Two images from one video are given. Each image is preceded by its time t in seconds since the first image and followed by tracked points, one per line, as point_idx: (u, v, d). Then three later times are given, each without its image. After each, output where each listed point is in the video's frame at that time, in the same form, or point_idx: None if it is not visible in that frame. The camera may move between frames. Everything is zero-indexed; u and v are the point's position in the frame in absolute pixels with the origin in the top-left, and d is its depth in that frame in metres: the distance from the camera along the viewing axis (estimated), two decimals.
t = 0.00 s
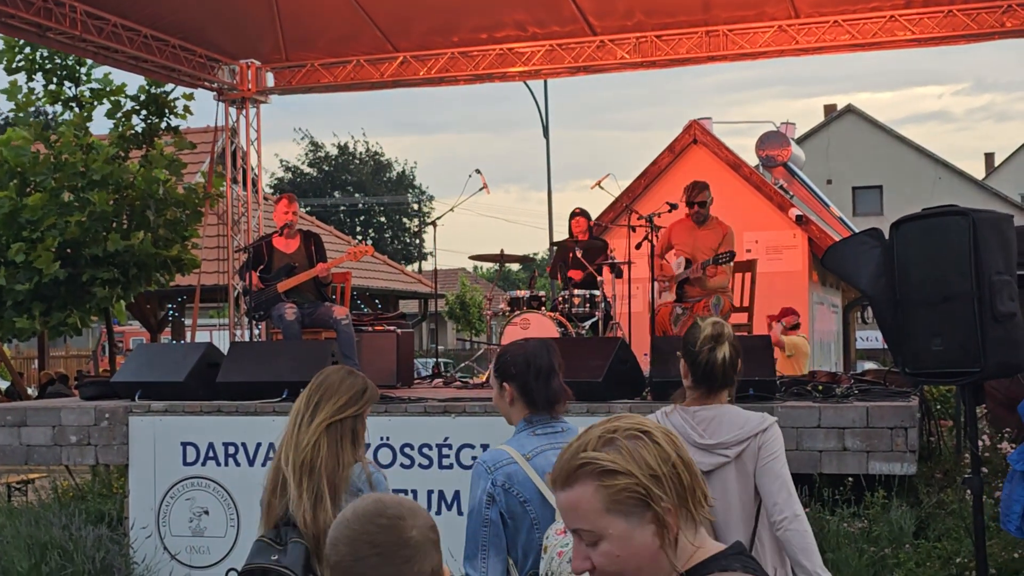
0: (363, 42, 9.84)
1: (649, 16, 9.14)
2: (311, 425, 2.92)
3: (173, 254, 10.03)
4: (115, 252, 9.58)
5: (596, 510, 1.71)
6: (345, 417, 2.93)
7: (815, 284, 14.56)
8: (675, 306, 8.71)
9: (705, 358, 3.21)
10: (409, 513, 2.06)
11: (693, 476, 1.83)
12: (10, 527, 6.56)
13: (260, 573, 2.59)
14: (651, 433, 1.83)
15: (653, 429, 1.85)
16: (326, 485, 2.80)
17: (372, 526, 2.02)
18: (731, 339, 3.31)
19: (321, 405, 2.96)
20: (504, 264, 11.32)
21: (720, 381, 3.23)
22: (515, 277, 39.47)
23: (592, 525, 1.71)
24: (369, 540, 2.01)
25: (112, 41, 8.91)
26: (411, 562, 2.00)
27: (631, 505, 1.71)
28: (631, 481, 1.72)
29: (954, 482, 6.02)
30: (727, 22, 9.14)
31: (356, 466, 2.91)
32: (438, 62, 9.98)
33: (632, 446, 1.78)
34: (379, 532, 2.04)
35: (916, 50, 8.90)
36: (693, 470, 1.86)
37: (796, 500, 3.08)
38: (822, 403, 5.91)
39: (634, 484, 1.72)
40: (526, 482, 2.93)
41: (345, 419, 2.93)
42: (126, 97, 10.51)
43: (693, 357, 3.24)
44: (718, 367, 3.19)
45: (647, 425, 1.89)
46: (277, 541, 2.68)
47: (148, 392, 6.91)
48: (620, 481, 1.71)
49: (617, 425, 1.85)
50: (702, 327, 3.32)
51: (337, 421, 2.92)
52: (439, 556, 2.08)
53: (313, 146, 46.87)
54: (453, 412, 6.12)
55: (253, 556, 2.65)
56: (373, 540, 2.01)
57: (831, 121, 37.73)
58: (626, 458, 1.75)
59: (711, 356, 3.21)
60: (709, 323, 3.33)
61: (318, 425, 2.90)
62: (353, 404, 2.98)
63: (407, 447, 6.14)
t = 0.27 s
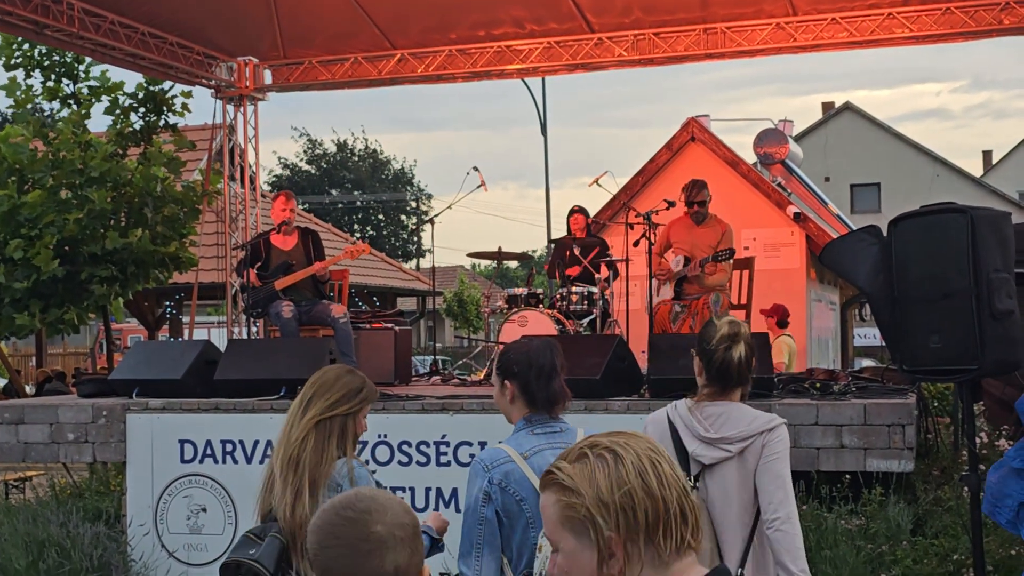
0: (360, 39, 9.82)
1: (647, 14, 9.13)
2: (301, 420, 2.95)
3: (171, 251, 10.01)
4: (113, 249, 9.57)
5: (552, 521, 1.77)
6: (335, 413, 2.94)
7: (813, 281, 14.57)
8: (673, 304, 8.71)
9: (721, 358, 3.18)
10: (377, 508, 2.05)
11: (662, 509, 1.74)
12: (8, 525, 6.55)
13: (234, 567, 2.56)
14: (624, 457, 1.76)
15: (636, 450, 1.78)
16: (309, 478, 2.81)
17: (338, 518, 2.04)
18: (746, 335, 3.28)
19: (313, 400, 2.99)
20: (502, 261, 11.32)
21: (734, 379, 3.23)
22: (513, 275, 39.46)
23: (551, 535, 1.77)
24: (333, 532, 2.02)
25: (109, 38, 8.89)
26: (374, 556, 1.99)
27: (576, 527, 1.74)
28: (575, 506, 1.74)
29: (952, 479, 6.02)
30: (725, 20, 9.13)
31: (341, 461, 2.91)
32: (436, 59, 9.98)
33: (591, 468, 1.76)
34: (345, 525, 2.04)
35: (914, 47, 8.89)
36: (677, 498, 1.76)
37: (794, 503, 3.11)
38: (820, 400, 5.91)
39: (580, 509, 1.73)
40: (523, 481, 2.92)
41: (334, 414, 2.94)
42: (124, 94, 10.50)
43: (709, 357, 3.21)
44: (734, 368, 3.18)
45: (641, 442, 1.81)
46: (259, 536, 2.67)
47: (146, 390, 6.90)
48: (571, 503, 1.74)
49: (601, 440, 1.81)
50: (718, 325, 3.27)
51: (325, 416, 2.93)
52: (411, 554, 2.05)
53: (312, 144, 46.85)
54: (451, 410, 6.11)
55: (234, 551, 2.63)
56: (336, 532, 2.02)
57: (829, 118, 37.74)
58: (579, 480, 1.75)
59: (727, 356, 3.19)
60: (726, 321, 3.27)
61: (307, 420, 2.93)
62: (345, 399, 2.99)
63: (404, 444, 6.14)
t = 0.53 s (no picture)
0: (358, 37, 9.82)
1: (645, 12, 9.13)
2: (299, 427, 2.95)
3: (170, 250, 10.00)
4: (111, 247, 9.56)
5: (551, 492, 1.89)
6: (333, 417, 2.96)
7: (811, 279, 14.57)
8: (672, 301, 8.71)
9: (725, 353, 3.19)
10: (371, 501, 2.08)
11: (632, 505, 1.78)
12: (6, 523, 6.55)
13: (256, 569, 2.52)
14: (604, 446, 1.82)
15: (621, 440, 1.82)
16: (314, 483, 2.82)
17: (332, 510, 2.07)
18: (748, 329, 3.28)
19: (309, 407, 3.00)
20: (500, 259, 11.32)
21: (739, 374, 3.22)
22: (511, 273, 39.45)
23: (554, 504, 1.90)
24: (327, 521, 2.07)
25: (107, 36, 8.89)
26: (364, 546, 2.01)
27: (556, 498, 1.86)
28: (556, 479, 1.86)
29: (950, 477, 6.03)
30: (722, 18, 9.14)
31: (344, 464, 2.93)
32: (434, 58, 9.98)
33: (572, 447, 1.85)
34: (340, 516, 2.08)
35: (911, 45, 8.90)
36: (656, 497, 1.78)
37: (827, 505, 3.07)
38: (818, 398, 5.92)
39: (560, 488, 1.84)
40: (498, 469, 2.95)
41: (332, 418, 2.96)
42: (122, 93, 10.49)
43: (712, 352, 3.21)
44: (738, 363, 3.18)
45: (636, 430, 1.84)
46: (275, 539, 2.64)
47: (144, 388, 6.90)
48: (556, 480, 1.86)
49: (599, 420, 1.87)
50: (720, 320, 3.28)
51: (323, 421, 2.95)
52: (404, 549, 2.05)
53: (310, 142, 46.82)
54: (449, 408, 6.11)
55: (251, 554, 2.60)
56: (329, 523, 2.06)
57: (827, 117, 37.77)
58: (562, 456, 1.85)
59: (730, 351, 3.19)
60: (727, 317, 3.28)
61: (305, 426, 2.94)
62: (341, 402, 3.01)
63: (403, 442, 6.14)
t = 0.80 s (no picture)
0: (357, 36, 9.82)
1: (642, 12, 9.13)
2: (297, 429, 2.96)
3: (168, 249, 10.00)
4: (110, 247, 9.56)
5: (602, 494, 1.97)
6: (329, 417, 2.97)
7: (809, 279, 14.59)
8: (670, 301, 8.72)
9: (713, 354, 3.19)
10: (385, 496, 2.00)
11: (682, 523, 1.84)
12: (4, 522, 6.55)
13: (268, 570, 2.63)
14: (657, 461, 1.87)
15: (678, 456, 1.87)
16: (315, 483, 2.82)
17: (348, 501, 2.03)
18: (739, 332, 3.28)
19: (304, 408, 3.01)
20: (499, 259, 11.32)
21: (728, 376, 3.23)
22: (509, 273, 39.47)
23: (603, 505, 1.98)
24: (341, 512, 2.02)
25: (106, 36, 8.90)
26: (364, 537, 1.94)
27: (608, 504, 1.93)
28: (609, 486, 1.93)
29: (947, 477, 6.04)
30: (720, 18, 9.14)
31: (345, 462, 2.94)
32: (432, 57, 9.99)
33: (627, 457, 1.91)
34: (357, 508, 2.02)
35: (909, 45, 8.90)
36: (706, 517, 1.84)
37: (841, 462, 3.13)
38: (815, 398, 5.93)
39: (613, 496, 1.91)
40: (477, 468, 3.00)
41: (329, 419, 2.97)
42: (120, 92, 10.48)
43: (701, 354, 3.22)
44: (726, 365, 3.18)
45: (692, 447, 1.89)
46: (283, 537, 2.69)
47: (142, 387, 6.89)
48: (608, 486, 1.93)
49: (655, 431, 1.93)
50: (710, 323, 3.29)
51: (320, 422, 2.96)
52: (411, 549, 1.93)
53: (309, 142, 46.81)
54: (447, 407, 6.12)
55: (260, 552, 2.68)
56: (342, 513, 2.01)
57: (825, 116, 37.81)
58: (617, 466, 1.91)
59: (719, 352, 3.20)
60: (717, 318, 3.29)
61: (303, 428, 2.95)
62: (337, 402, 3.01)
63: (401, 442, 6.14)
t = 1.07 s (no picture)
0: (356, 36, 9.82)
1: (641, 12, 9.13)
2: (278, 435, 2.98)
3: (166, 249, 9.99)
4: (108, 247, 9.56)
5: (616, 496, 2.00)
6: (308, 419, 2.98)
7: (807, 279, 14.60)
8: (668, 301, 8.72)
9: (708, 347, 3.22)
10: (389, 502, 2.04)
11: (699, 528, 1.88)
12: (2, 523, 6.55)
13: (251, 567, 2.62)
14: (677, 466, 1.90)
15: (697, 462, 1.90)
16: (295, 486, 2.84)
17: (348, 506, 2.05)
18: (733, 328, 3.32)
19: (286, 413, 3.03)
20: (497, 260, 11.32)
21: (722, 370, 3.26)
22: (508, 274, 39.48)
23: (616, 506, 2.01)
24: (342, 518, 2.04)
25: (104, 36, 8.89)
26: (376, 545, 1.98)
27: (624, 506, 1.96)
28: (625, 489, 1.95)
29: (945, 477, 6.05)
30: (719, 18, 9.15)
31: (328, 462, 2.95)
32: (431, 58, 9.99)
33: (646, 461, 1.94)
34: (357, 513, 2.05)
35: (907, 46, 8.91)
36: (723, 523, 1.88)
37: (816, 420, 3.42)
38: (814, 399, 5.94)
39: (628, 500, 1.94)
40: (473, 468, 3.01)
41: (308, 421, 2.97)
42: (117, 93, 10.48)
43: (695, 348, 3.25)
44: (721, 359, 3.22)
45: (711, 454, 1.92)
46: (269, 536, 2.72)
47: (140, 388, 6.89)
48: (624, 488, 1.96)
49: (675, 437, 1.96)
50: (705, 318, 3.33)
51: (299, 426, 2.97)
52: (418, 553, 2.01)
53: (307, 142, 46.81)
54: (445, 408, 6.12)
55: (245, 550, 2.69)
56: (343, 519, 2.03)
57: (823, 117, 37.84)
58: (634, 469, 1.94)
59: (713, 346, 3.23)
60: (711, 313, 3.32)
61: (283, 433, 2.97)
62: (316, 403, 3.02)
63: (400, 442, 6.14)
